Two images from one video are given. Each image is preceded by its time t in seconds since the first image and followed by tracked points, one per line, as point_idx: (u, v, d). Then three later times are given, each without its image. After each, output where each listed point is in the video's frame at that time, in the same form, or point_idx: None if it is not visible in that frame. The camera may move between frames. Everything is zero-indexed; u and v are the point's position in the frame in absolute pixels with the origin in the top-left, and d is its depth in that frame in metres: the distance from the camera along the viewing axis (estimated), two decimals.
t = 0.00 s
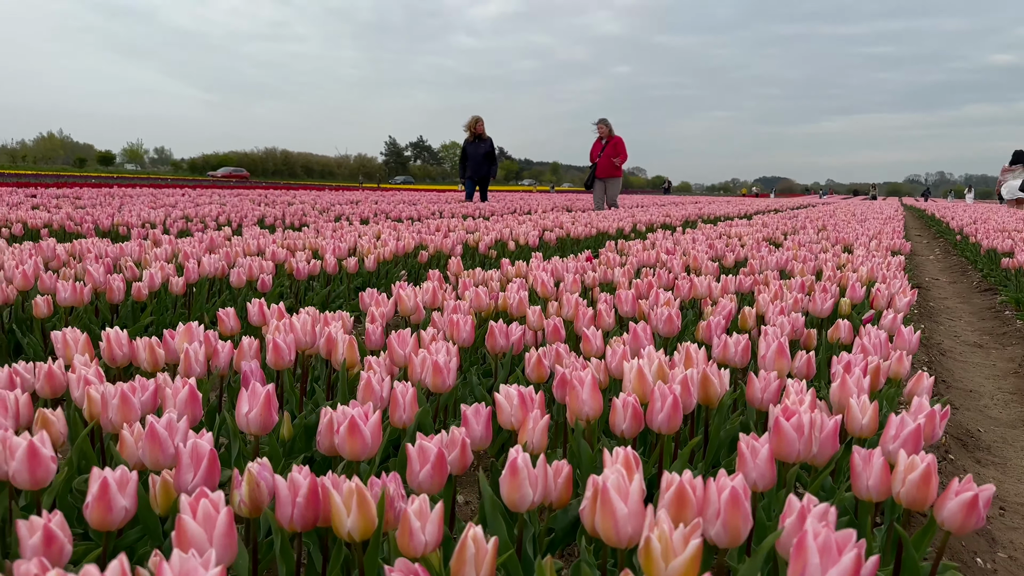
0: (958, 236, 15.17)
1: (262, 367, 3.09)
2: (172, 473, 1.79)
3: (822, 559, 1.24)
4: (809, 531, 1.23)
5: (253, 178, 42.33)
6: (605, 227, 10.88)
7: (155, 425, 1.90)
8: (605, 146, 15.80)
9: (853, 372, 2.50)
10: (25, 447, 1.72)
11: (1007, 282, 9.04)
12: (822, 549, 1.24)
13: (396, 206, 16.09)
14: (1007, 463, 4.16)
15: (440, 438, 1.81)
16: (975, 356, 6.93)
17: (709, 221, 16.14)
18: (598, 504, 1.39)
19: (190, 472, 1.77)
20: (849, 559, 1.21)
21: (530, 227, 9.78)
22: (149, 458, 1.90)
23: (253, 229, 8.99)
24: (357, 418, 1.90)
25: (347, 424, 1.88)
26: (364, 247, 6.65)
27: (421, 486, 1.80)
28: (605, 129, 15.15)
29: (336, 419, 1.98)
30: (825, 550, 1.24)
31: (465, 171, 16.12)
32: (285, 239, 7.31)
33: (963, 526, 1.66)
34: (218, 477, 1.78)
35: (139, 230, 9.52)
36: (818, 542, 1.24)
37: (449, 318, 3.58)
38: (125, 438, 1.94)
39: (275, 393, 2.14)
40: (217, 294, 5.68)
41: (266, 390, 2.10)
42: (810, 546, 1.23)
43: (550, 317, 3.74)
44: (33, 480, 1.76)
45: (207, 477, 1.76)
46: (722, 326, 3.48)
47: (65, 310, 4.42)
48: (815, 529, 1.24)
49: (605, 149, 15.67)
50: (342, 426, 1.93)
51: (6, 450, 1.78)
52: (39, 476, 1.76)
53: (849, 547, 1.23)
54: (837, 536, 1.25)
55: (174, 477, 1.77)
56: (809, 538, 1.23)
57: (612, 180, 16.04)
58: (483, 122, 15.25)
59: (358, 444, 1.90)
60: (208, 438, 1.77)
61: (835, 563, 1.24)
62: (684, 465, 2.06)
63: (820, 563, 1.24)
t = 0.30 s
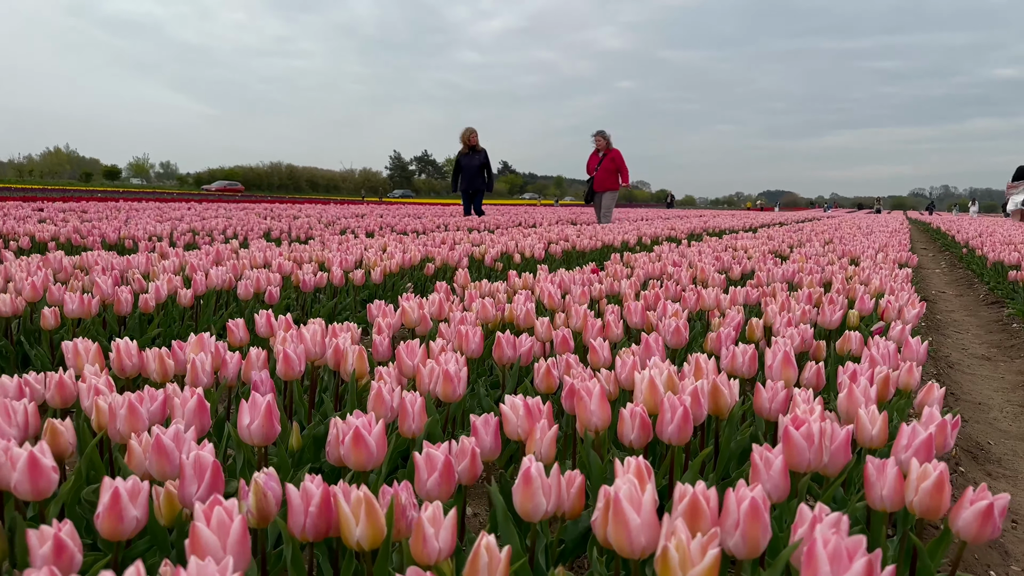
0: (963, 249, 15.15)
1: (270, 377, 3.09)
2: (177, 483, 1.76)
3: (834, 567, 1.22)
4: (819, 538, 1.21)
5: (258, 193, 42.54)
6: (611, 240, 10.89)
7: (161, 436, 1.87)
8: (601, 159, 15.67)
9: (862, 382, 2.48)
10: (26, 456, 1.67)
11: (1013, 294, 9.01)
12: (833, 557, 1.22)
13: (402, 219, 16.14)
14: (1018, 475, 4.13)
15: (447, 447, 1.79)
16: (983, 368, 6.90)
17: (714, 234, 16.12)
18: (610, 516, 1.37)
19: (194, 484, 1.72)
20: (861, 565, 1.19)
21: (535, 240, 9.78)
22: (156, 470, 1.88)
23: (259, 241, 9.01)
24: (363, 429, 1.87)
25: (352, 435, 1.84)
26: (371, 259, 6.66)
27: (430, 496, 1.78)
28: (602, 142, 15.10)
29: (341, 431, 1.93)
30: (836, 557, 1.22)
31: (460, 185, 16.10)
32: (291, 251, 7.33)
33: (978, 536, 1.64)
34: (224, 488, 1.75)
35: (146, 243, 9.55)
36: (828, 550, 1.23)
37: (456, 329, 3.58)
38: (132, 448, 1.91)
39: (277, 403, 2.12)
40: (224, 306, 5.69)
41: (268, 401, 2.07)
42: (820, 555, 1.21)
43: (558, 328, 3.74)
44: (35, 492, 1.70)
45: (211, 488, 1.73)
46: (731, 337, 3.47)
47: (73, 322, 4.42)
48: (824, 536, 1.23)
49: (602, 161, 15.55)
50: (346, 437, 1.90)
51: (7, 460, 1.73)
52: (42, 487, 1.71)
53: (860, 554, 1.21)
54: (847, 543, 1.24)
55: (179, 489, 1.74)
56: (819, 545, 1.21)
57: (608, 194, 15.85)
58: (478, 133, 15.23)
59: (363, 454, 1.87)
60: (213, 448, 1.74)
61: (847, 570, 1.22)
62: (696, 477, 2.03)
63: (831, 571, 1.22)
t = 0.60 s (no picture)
0: (977, 256, 15.08)
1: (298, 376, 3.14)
2: (225, 471, 1.82)
3: (879, 546, 1.25)
4: (865, 516, 1.25)
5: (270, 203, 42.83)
6: (623, 247, 10.92)
7: (203, 426, 1.90)
8: (604, 167, 15.50)
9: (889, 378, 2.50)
10: (80, 444, 1.76)
11: None
12: (878, 536, 1.25)
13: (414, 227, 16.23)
14: None
15: (485, 437, 1.82)
16: (1001, 373, 6.87)
17: (726, 241, 16.10)
18: (655, 497, 1.41)
19: (243, 469, 1.77)
20: (907, 545, 1.22)
21: (548, 246, 9.81)
22: (197, 460, 1.92)
23: (276, 248, 9.10)
24: (403, 418, 1.94)
25: (393, 423, 1.92)
26: (388, 264, 6.72)
27: (467, 484, 1.81)
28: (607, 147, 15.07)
29: (380, 420, 1.98)
30: (882, 536, 1.25)
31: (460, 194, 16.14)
32: (309, 257, 7.40)
33: (1015, 526, 1.65)
34: (271, 474, 1.80)
35: (163, 250, 9.65)
36: (875, 529, 1.25)
37: (479, 329, 3.62)
38: (173, 439, 1.94)
39: (316, 396, 2.15)
40: (245, 310, 5.75)
41: (309, 393, 2.11)
42: (867, 533, 1.25)
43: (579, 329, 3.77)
44: (88, 478, 1.79)
45: (259, 473, 1.78)
46: (753, 337, 3.49)
47: (99, 324, 4.49)
48: (869, 516, 1.26)
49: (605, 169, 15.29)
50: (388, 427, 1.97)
51: (62, 447, 1.82)
52: (94, 474, 1.79)
53: (905, 533, 1.23)
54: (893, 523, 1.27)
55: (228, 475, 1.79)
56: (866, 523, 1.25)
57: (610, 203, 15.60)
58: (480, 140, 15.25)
59: (405, 444, 1.94)
60: (261, 435, 1.79)
61: (892, 549, 1.25)
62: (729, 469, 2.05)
63: (877, 550, 1.25)
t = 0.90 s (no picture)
0: (996, 259, 14.92)
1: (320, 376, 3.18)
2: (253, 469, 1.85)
3: (914, 540, 1.29)
4: (902, 512, 1.29)
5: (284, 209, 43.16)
6: (638, 251, 10.90)
7: (235, 425, 1.95)
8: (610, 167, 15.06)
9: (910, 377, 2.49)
10: (111, 438, 1.81)
11: None
12: (914, 530, 1.29)
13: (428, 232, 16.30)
14: None
15: (509, 434, 1.83)
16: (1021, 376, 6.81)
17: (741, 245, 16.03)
18: (688, 496, 1.47)
19: (270, 467, 1.80)
20: (943, 540, 1.26)
21: (563, 250, 9.82)
22: (229, 457, 1.97)
23: (293, 253, 9.18)
24: (426, 417, 1.96)
25: (416, 422, 1.94)
26: (404, 268, 6.76)
27: (491, 481, 1.83)
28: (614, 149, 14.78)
29: (402, 418, 2.01)
30: (916, 530, 1.29)
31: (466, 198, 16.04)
32: (326, 261, 7.46)
33: None
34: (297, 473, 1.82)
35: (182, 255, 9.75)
36: (909, 523, 1.29)
37: (498, 331, 3.65)
38: (204, 436, 1.99)
39: (343, 395, 2.20)
40: (264, 313, 5.81)
41: (335, 392, 2.15)
42: (902, 528, 1.28)
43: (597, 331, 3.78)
44: (119, 471, 1.84)
45: (286, 472, 1.80)
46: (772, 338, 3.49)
47: (123, 327, 4.56)
48: (905, 511, 1.30)
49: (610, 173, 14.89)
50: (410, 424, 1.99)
51: (94, 442, 1.87)
52: (125, 467, 1.84)
53: (941, 528, 1.27)
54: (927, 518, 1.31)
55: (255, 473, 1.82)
56: (901, 518, 1.28)
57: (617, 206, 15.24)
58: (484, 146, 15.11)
59: (427, 441, 1.96)
60: (288, 433, 1.82)
61: (928, 543, 1.29)
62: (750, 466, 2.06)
63: (912, 544, 1.29)
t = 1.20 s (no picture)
0: None
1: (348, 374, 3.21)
2: (288, 464, 1.88)
3: (952, 535, 1.28)
4: (939, 507, 1.28)
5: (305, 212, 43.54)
6: (659, 252, 10.86)
7: (269, 419, 1.98)
8: (617, 168, 14.86)
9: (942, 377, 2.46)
10: (151, 434, 1.84)
11: None
12: (951, 526, 1.29)
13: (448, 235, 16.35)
14: None
15: (540, 432, 1.84)
16: None
17: (762, 246, 15.90)
18: (717, 489, 1.47)
19: (306, 461, 1.83)
20: (981, 535, 1.24)
21: (584, 252, 9.81)
22: (263, 451, 2.00)
23: (316, 255, 9.26)
24: (458, 414, 1.98)
25: (450, 419, 1.96)
26: (427, 270, 6.80)
27: (523, 477, 1.85)
28: (621, 147, 14.64)
29: (434, 416, 2.03)
30: (955, 526, 1.29)
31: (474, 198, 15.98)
32: (349, 263, 7.53)
33: None
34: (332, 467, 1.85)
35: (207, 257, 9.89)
36: (947, 519, 1.29)
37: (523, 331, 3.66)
38: (238, 433, 2.02)
39: (375, 392, 2.23)
40: (289, 314, 5.88)
41: (368, 389, 2.19)
42: (940, 523, 1.28)
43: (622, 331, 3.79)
44: (157, 467, 1.87)
45: (322, 465, 1.84)
46: (799, 338, 3.47)
47: (152, 327, 4.63)
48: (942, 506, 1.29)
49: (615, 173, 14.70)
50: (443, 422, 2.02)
51: (133, 438, 1.91)
52: (162, 463, 1.88)
53: (979, 524, 1.26)
54: (966, 514, 1.30)
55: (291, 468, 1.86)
56: (939, 513, 1.28)
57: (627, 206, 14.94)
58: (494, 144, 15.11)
59: (459, 438, 1.98)
60: (322, 428, 1.85)
61: (966, 540, 1.28)
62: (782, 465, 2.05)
63: (950, 539, 1.28)
